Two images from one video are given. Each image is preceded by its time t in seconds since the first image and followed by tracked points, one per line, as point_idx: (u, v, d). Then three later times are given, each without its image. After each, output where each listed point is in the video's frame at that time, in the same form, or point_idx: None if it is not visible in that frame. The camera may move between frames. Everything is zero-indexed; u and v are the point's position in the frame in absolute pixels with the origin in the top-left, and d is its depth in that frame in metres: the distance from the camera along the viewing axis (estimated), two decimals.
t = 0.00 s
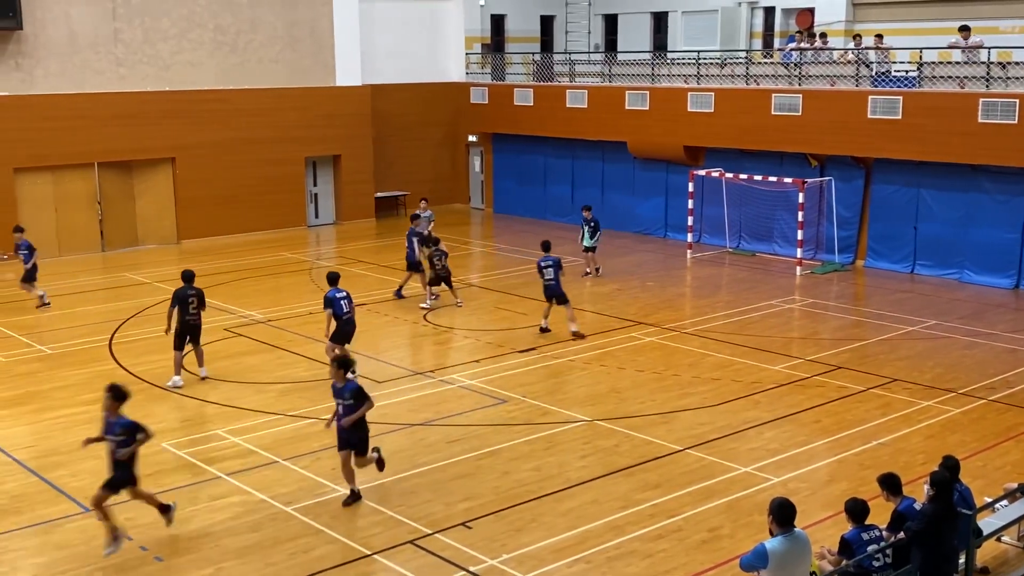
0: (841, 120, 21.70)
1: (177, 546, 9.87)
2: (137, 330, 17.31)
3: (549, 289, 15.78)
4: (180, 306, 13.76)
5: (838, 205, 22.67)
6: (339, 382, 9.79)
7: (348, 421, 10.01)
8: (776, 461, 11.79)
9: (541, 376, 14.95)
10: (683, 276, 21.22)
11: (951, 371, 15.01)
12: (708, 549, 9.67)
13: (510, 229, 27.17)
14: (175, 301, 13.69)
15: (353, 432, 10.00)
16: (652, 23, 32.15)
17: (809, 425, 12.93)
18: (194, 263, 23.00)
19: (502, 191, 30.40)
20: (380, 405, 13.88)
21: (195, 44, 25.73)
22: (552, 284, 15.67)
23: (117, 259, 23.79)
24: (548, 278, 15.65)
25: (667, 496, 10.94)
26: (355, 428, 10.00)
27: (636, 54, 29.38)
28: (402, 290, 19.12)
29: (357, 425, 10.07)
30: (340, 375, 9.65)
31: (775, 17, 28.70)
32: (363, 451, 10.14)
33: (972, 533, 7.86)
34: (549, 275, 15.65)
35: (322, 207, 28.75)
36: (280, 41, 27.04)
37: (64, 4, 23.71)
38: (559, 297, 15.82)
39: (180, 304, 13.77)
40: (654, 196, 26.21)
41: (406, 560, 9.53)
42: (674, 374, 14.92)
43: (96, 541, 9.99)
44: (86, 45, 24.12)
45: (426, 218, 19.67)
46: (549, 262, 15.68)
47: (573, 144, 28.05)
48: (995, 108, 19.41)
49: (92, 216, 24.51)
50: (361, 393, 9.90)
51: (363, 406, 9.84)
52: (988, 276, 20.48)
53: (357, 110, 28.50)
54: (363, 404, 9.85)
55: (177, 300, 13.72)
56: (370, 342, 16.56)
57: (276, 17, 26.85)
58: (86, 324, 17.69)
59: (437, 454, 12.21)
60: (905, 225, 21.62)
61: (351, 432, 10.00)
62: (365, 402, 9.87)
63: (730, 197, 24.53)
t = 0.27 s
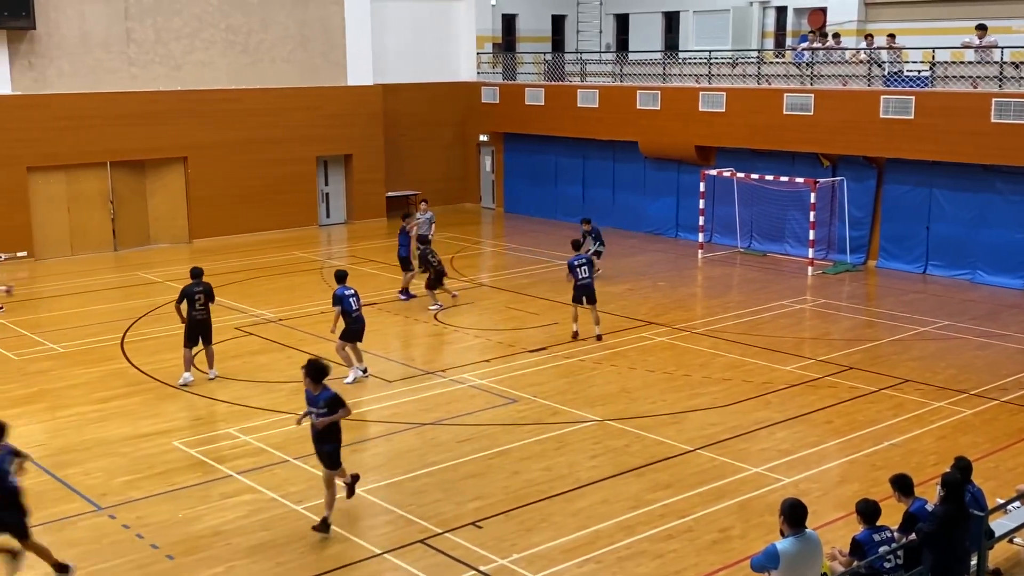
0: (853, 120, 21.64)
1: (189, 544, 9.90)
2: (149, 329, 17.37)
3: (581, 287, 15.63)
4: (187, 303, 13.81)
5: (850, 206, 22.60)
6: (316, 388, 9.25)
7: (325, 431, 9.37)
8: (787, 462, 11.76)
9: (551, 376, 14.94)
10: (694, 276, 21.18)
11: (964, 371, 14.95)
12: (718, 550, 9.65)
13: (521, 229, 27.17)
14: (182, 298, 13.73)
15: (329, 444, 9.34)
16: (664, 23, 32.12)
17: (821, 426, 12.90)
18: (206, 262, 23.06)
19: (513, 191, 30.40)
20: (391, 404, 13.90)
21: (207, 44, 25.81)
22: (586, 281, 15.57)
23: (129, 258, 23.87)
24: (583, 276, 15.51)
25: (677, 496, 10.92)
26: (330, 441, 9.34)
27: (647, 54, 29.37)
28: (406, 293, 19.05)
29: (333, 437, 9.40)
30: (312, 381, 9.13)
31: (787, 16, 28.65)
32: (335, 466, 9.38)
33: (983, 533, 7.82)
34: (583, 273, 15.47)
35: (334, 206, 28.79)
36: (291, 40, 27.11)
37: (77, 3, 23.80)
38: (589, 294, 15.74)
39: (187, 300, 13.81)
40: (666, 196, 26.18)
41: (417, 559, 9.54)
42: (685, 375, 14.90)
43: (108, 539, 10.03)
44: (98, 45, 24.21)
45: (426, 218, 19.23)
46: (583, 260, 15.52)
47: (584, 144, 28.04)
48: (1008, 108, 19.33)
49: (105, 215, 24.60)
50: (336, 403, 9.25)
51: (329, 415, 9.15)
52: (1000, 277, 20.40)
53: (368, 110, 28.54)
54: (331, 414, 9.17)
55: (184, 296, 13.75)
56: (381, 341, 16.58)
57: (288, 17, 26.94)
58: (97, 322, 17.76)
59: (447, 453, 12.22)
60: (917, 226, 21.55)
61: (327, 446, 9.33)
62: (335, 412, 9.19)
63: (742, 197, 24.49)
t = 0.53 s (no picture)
0: (865, 119, 21.57)
1: (201, 542, 9.93)
2: (160, 327, 17.43)
3: (603, 296, 15.45)
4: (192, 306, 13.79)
5: (862, 205, 22.53)
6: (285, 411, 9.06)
7: (292, 457, 9.13)
8: (798, 463, 11.74)
9: (562, 375, 14.93)
10: (705, 276, 21.14)
11: (976, 372, 14.89)
12: (729, 550, 9.64)
13: (532, 229, 27.16)
14: (189, 302, 13.68)
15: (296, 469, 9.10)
16: (676, 23, 32.06)
17: (832, 426, 12.86)
18: (218, 261, 23.12)
19: (524, 190, 30.38)
20: (402, 403, 13.92)
21: (220, 43, 25.87)
22: (607, 289, 15.44)
23: (141, 257, 23.96)
24: (603, 284, 15.35)
25: (688, 497, 10.91)
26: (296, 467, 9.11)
27: (659, 53, 29.33)
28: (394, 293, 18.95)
29: (296, 465, 9.14)
30: (273, 403, 8.98)
31: (799, 15, 28.59)
32: (284, 493, 9.11)
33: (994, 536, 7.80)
34: (605, 281, 15.34)
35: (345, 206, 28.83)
36: (303, 40, 27.17)
37: (90, 3, 23.88)
38: (607, 303, 15.65)
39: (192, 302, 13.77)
40: (677, 195, 26.14)
41: (427, 558, 9.55)
42: (696, 375, 14.87)
43: (120, 537, 10.07)
44: (111, 44, 24.29)
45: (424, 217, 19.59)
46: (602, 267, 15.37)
47: (595, 143, 28.01)
48: (1021, 107, 19.25)
49: (117, 214, 24.70)
50: (291, 431, 8.94)
51: (276, 439, 8.95)
52: (1013, 277, 20.31)
53: (379, 109, 28.57)
54: (277, 439, 8.95)
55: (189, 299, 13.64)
56: (392, 340, 16.60)
57: (300, 16, 27.00)
58: (109, 321, 17.82)
59: (458, 452, 12.23)
60: (930, 226, 21.47)
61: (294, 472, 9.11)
62: (284, 438, 8.94)
63: (754, 197, 24.43)
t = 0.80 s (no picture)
0: (878, 119, 21.49)
1: (212, 540, 9.97)
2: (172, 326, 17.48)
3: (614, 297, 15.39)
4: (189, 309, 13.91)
5: (875, 205, 22.45)
6: (237, 440, 8.25)
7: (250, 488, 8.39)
8: (810, 463, 11.71)
9: (573, 375, 14.93)
10: (717, 275, 21.10)
11: (990, 373, 14.82)
12: (740, 550, 9.62)
13: (544, 228, 27.16)
14: (184, 303, 13.81)
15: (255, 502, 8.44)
16: (688, 22, 32.01)
17: (845, 427, 12.83)
18: (231, 260, 23.19)
19: (536, 190, 30.38)
20: (413, 401, 13.94)
21: (233, 43, 25.95)
22: (617, 289, 15.36)
23: (154, 255, 24.06)
24: (614, 284, 15.27)
25: (699, 497, 10.89)
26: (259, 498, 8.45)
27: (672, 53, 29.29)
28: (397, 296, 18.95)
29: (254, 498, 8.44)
30: (228, 434, 8.13)
31: (812, 15, 28.53)
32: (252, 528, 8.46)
33: (1007, 536, 7.70)
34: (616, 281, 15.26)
35: (357, 204, 28.89)
36: (316, 39, 27.23)
37: (103, 2, 23.97)
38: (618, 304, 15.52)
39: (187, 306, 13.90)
40: (689, 195, 26.11)
41: (438, 557, 9.56)
42: (707, 375, 14.85)
43: (132, 535, 10.11)
44: (125, 43, 24.38)
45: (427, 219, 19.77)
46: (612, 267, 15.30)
47: (607, 143, 27.98)
48: None
49: (130, 212, 24.79)
50: (252, 463, 8.19)
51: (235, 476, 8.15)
52: None
53: (391, 108, 28.61)
54: (238, 473, 8.15)
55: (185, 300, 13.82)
56: (403, 339, 16.62)
57: (313, 15, 27.07)
58: (122, 319, 17.89)
59: (469, 452, 12.24)
60: (943, 226, 21.38)
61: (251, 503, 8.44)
62: (242, 471, 8.16)
63: (766, 196, 24.38)
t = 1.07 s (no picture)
0: (893, 119, 21.40)
1: (226, 538, 10.00)
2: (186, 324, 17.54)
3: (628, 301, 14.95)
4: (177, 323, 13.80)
5: (890, 205, 22.36)
6: (180, 451, 7.74)
7: (194, 501, 7.87)
8: (824, 464, 11.67)
9: (586, 375, 14.92)
10: (731, 276, 21.05)
11: (1005, 374, 14.75)
12: (753, 551, 9.60)
13: (557, 228, 27.15)
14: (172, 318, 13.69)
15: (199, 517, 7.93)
16: (703, 22, 31.95)
17: (858, 427, 12.78)
18: (245, 259, 23.26)
19: (549, 189, 30.38)
20: (426, 401, 13.96)
21: (247, 42, 26.08)
22: (634, 294, 15.01)
23: (168, 254, 24.15)
24: (631, 289, 14.91)
25: (712, 497, 10.87)
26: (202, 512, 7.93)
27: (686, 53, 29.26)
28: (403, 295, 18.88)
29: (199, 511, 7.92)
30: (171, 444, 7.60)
31: (826, 15, 28.47)
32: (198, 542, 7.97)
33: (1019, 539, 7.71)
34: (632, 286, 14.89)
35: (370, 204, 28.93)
36: (329, 39, 27.39)
37: (119, 2, 24.10)
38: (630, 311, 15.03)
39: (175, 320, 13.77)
40: (703, 195, 26.06)
41: (450, 556, 9.57)
42: (721, 375, 14.82)
43: (146, 532, 10.15)
44: (140, 43, 24.50)
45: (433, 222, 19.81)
46: (629, 271, 14.93)
47: (620, 142, 27.94)
48: None
49: (145, 211, 24.89)
50: (200, 473, 7.69)
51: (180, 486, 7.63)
52: None
53: (404, 108, 28.64)
54: (183, 486, 7.63)
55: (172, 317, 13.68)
56: (416, 338, 16.64)
57: (326, 15, 27.22)
58: (137, 318, 17.97)
59: (481, 451, 12.24)
60: (958, 226, 21.28)
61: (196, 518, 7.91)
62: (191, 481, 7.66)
63: (780, 196, 24.31)
